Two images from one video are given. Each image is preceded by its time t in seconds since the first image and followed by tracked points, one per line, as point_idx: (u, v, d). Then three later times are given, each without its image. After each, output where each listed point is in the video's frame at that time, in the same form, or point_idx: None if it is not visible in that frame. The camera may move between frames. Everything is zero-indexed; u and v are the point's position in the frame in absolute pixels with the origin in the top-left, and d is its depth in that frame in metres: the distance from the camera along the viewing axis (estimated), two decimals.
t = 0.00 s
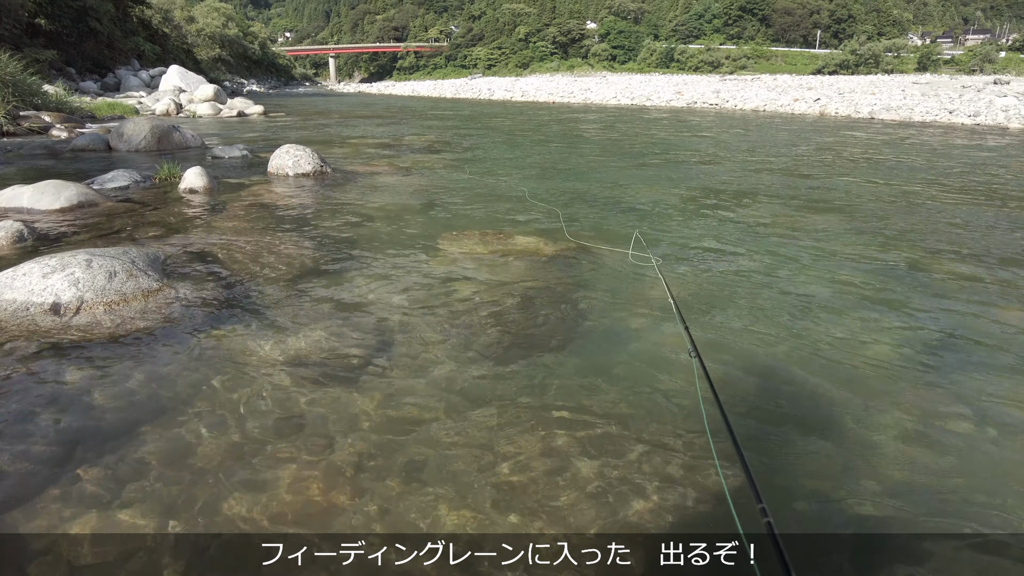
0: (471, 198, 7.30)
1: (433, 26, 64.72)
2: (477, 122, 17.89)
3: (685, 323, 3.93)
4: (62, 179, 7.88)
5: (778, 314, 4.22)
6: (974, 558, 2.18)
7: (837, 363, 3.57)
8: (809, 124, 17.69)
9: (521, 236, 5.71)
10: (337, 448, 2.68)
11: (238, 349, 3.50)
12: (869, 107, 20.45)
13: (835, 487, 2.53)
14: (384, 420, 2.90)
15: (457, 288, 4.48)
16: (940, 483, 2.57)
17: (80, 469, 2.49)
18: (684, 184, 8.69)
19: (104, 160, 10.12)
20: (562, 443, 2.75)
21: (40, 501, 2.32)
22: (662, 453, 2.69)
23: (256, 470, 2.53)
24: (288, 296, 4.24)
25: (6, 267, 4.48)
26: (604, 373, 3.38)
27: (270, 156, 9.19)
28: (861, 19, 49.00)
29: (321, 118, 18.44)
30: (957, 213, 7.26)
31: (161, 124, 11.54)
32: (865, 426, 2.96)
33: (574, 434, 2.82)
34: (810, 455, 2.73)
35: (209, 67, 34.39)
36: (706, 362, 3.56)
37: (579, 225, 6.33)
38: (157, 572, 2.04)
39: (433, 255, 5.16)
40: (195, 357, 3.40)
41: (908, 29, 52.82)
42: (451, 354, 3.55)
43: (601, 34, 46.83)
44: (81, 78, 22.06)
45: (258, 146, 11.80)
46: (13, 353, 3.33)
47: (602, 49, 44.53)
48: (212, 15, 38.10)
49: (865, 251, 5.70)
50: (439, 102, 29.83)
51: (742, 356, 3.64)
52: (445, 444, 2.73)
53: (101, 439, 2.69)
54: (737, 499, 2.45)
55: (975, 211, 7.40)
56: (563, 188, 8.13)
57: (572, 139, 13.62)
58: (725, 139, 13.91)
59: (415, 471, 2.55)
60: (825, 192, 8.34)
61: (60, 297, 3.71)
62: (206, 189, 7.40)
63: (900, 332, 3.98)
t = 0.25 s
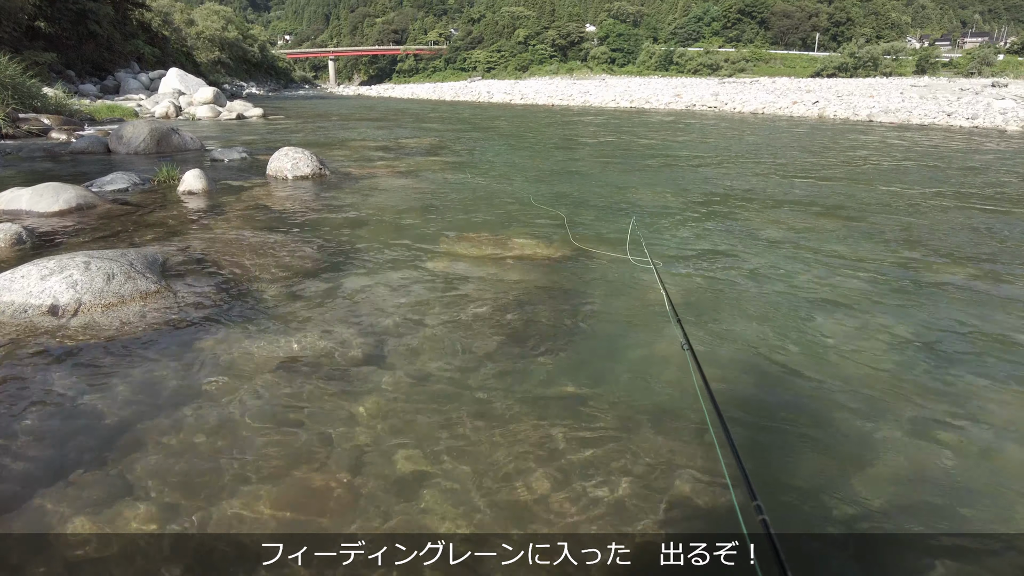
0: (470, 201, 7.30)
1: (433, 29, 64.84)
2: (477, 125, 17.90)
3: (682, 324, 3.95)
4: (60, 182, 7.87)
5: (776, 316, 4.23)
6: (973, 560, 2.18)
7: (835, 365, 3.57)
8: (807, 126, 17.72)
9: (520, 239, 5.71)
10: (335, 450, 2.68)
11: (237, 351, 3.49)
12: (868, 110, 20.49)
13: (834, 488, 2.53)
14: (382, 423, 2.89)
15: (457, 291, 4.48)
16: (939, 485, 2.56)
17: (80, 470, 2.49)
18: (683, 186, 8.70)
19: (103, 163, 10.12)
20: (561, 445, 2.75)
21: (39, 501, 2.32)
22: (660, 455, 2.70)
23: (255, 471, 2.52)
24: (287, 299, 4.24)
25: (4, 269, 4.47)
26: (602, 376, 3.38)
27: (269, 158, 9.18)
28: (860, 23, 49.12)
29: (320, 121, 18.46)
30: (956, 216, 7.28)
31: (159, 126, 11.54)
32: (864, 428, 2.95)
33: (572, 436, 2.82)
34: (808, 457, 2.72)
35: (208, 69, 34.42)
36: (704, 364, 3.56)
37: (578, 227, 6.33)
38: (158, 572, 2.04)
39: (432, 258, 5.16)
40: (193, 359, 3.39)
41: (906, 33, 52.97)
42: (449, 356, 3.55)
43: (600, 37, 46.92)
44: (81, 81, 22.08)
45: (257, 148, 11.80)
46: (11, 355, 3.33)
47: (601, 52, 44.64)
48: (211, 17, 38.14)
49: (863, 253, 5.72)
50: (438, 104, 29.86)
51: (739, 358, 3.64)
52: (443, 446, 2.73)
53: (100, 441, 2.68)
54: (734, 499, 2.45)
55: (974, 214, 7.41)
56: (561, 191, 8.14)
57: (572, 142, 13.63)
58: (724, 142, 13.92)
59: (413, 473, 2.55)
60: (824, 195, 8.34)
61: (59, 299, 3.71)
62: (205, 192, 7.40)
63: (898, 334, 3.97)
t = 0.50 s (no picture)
0: (469, 203, 7.31)
1: (432, 31, 64.97)
2: (476, 127, 17.94)
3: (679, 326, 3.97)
4: (59, 184, 7.88)
5: (773, 317, 4.25)
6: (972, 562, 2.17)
7: (832, 367, 3.57)
8: (806, 129, 17.76)
9: (519, 241, 5.72)
10: (333, 452, 2.68)
11: (236, 353, 3.50)
12: (866, 112, 20.53)
13: (831, 490, 2.53)
14: (379, 425, 2.89)
15: (455, 293, 4.48)
16: (937, 488, 2.56)
17: (79, 471, 2.50)
18: (681, 189, 8.72)
19: (102, 165, 10.13)
20: (558, 446, 2.75)
21: (38, 503, 2.32)
22: (657, 456, 2.70)
23: (253, 474, 2.52)
24: (286, 301, 4.24)
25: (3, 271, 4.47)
26: (600, 377, 3.38)
27: (268, 161, 9.19)
28: (858, 25, 49.28)
29: (320, 123, 18.49)
30: (954, 218, 7.29)
31: (159, 129, 11.55)
32: (860, 430, 2.96)
33: (570, 438, 2.82)
34: (806, 459, 2.72)
35: (208, 72, 34.50)
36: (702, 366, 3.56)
37: (577, 230, 6.34)
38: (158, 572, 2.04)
39: (431, 260, 5.16)
40: (191, 361, 3.39)
41: (905, 36, 53.14)
42: (447, 358, 3.55)
43: (599, 40, 47.08)
44: (80, 83, 22.12)
45: (256, 151, 11.82)
46: (10, 357, 3.33)
47: (600, 55, 44.80)
48: (211, 20, 38.22)
49: (860, 255, 5.73)
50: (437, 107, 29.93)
51: (737, 360, 3.64)
52: (442, 448, 2.73)
53: (97, 443, 2.68)
54: (732, 500, 2.46)
55: (973, 216, 7.42)
56: (560, 194, 8.15)
57: (571, 144, 13.67)
58: (723, 144, 13.96)
59: (411, 475, 2.55)
60: (822, 197, 8.35)
61: (57, 302, 3.71)
62: (204, 194, 7.40)
63: (896, 336, 3.97)
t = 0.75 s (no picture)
0: (468, 206, 7.31)
1: (431, 34, 65.07)
2: (475, 130, 17.96)
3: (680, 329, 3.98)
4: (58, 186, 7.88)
5: (772, 320, 4.26)
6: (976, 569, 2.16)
7: (832, 371, 3.56)
8: (804, 131, 17.79)
9: (518, 244, 5.73)
10: (331, 457, 2.67)
11: (234, 356, 3.50)
12: (865, 115, 20.57)
13: (832, 496, 2.52)
14: (378, 429, 2.89)
15: (453, 296, 4.49)
16: (938, 494, 2.55)
17: (78, 474, 2.50)
18: (681, 191, 8.73)
19: (102, 168, 10.15)
20: (557, 451, 2.74)
21: (37, 505, 2.32)
22: (654, 458, 2.72)
23: (251, 479, 2.51)
24: (284, 303, 4.25)
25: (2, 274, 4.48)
26: (599, 382, 3.38)
27: (268, 164, 9.20)
28: (857, 29, 49.43)
29: (319, 126, 18.50)
30: (953, 221, 7.29)
31: (158, 131, 11.55)
32: (860, 435, 2.95)
33: (569, 443, 2.81)
34: (807, 465, 2.71)
35: (208, 75, 34.57)
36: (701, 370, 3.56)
37: (577, 232, 6.35)
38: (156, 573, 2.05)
39: (429, 263, 5.18)
40: (189, 365, 3.39)
41: (903, 39, 53.28)
42: (446, 362, 3.55)
43: (598, 43, 47.24)
44: (80, 86, 22.16)
45: (255, 153, 11.82)
46: (10, 359, 3.34)
47: (599, 58, 44.94)
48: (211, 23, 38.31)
49: (860, 258, 5.75)
50: (437, 109, 29.98)
51: (737, 362, 3.66)
52: (441, 450, 2.74)
53: (95, 448, 2.68)
54: (732, 506, 2.45)
55: (971, 219, 7.43)
56: (558, 196, 8.15)
57: (570, 147, 13.69)
58: (722, 147, 13.99)
59: (410, 481, 2.54)
60: (821, 200, 8.37)
61: (57, 304, 3.71)
62: (203, 197, 7.41)
63: (896, 341, 3.97)
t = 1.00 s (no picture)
0: (467, 208, 7.33)
1: (431, 37, 65.19)
2: (475, 132, 17.98)
3: (682, 331, 3.99)
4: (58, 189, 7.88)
5: (773, 322, 4.27)
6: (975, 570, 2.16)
7: (830, 373, 3.57)
8: (803, 134, 17.83)
9: (517, 246, 5.74)
10: (330, 458, 2.68)
11: (233, 358, 3.51)
12: (864, 118, 20.63)
13: (830, 497, 2.52)
14: (379, 431, 2.89)
15: (453, 298, 4.49)
16: (936, 494, 2.56)
17: (77, 476, 2.51)
18: (679, 193, 8.76)
19: (102, 170, 10.16)
20: (556, 453, 2.75)
21: (37, 506, 2.33)
22: (653, 460, 2.73)
23: (252, 481, 2.52)
24: (283, 305, 4.26)
25: (2, 276, 4.49)
26: (597, 384, 3.39)
27: (268, 166, 9.21)
28: (856, 31, 49.60)
29: (319, 128, 18.52)
30: (951, 223, 7.30)
31: (158, 134, 11.57)
32: (859, 436, 2.96)
33: (568, 444, 2.82)
34: (805, 466, 2.72)
35: (207, 77, 34.60)
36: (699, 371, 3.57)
37: (576, 235, 6.37)
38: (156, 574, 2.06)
39: (429, 265, 5.19)
40: (189, 367, 3.40)
41: (902, 41, 53.44)
42: (444, 363, 3.55)
43: (598, 45, 47.38)
44: (80, 88, 22.18)
45: (255, 156, 11.85)
46: (9, 362, 3.34)
47: (599, 61, 45.07)
48: (211, 26, 38.39)
49: (859, 260, 5.76)
50: (436, 112, 30.04)
51: (738, 364, 3.67)
52: (440, 452, 2.75)
53: (96, 449, 2.68)
54: (731, 508, 2.45)
55: (970, 221, 7.44)
56: (557, 198, 8.17)
57: (569, 149, 13.72)
58: (720, 150, 14.03)
59: (409, 482, 2.54)
60: (820, 202, 8.39)
61: (56, 307, 3.72)
62: (203, 200, 7.42)
63: (893, 341, 3.99)
